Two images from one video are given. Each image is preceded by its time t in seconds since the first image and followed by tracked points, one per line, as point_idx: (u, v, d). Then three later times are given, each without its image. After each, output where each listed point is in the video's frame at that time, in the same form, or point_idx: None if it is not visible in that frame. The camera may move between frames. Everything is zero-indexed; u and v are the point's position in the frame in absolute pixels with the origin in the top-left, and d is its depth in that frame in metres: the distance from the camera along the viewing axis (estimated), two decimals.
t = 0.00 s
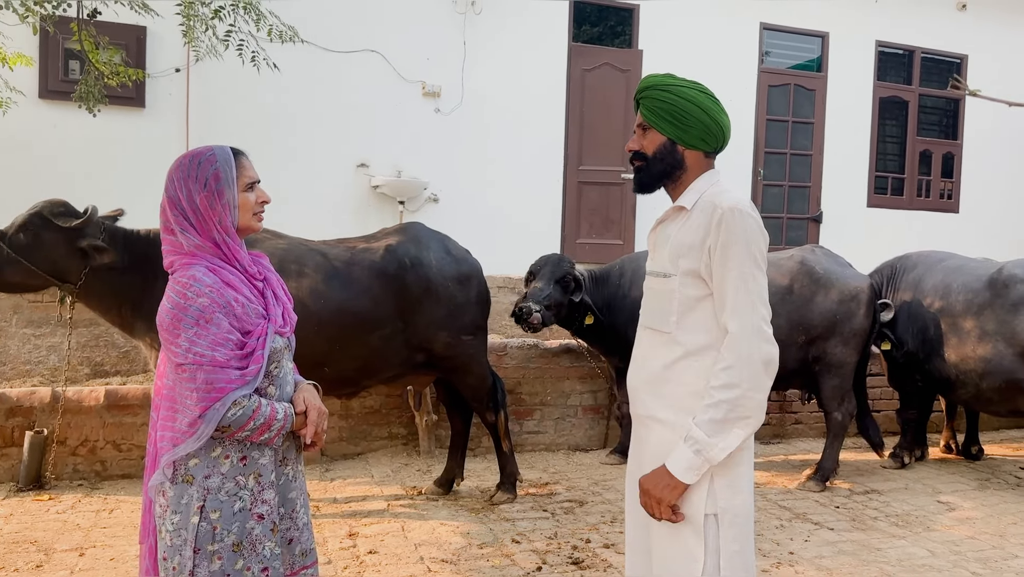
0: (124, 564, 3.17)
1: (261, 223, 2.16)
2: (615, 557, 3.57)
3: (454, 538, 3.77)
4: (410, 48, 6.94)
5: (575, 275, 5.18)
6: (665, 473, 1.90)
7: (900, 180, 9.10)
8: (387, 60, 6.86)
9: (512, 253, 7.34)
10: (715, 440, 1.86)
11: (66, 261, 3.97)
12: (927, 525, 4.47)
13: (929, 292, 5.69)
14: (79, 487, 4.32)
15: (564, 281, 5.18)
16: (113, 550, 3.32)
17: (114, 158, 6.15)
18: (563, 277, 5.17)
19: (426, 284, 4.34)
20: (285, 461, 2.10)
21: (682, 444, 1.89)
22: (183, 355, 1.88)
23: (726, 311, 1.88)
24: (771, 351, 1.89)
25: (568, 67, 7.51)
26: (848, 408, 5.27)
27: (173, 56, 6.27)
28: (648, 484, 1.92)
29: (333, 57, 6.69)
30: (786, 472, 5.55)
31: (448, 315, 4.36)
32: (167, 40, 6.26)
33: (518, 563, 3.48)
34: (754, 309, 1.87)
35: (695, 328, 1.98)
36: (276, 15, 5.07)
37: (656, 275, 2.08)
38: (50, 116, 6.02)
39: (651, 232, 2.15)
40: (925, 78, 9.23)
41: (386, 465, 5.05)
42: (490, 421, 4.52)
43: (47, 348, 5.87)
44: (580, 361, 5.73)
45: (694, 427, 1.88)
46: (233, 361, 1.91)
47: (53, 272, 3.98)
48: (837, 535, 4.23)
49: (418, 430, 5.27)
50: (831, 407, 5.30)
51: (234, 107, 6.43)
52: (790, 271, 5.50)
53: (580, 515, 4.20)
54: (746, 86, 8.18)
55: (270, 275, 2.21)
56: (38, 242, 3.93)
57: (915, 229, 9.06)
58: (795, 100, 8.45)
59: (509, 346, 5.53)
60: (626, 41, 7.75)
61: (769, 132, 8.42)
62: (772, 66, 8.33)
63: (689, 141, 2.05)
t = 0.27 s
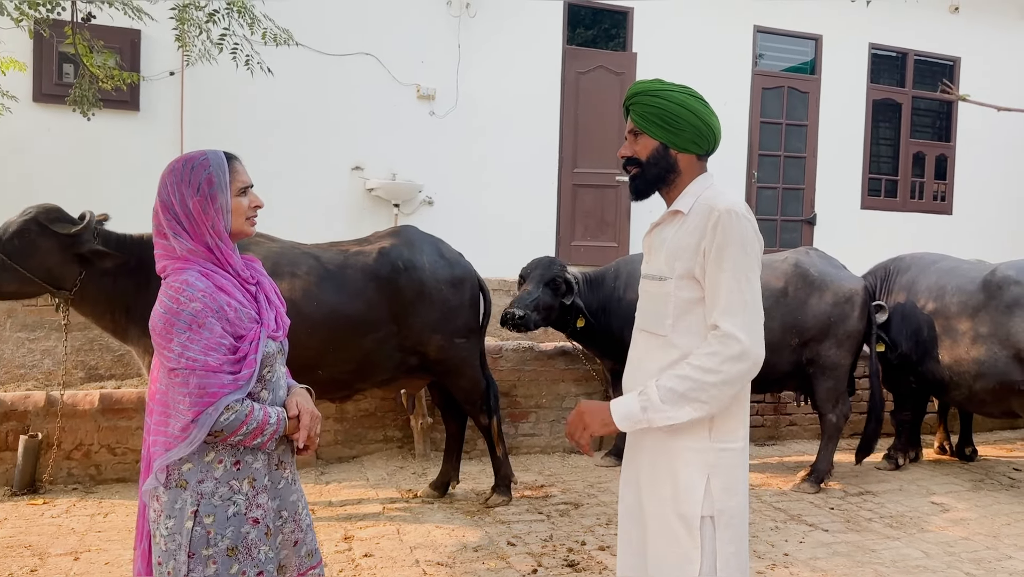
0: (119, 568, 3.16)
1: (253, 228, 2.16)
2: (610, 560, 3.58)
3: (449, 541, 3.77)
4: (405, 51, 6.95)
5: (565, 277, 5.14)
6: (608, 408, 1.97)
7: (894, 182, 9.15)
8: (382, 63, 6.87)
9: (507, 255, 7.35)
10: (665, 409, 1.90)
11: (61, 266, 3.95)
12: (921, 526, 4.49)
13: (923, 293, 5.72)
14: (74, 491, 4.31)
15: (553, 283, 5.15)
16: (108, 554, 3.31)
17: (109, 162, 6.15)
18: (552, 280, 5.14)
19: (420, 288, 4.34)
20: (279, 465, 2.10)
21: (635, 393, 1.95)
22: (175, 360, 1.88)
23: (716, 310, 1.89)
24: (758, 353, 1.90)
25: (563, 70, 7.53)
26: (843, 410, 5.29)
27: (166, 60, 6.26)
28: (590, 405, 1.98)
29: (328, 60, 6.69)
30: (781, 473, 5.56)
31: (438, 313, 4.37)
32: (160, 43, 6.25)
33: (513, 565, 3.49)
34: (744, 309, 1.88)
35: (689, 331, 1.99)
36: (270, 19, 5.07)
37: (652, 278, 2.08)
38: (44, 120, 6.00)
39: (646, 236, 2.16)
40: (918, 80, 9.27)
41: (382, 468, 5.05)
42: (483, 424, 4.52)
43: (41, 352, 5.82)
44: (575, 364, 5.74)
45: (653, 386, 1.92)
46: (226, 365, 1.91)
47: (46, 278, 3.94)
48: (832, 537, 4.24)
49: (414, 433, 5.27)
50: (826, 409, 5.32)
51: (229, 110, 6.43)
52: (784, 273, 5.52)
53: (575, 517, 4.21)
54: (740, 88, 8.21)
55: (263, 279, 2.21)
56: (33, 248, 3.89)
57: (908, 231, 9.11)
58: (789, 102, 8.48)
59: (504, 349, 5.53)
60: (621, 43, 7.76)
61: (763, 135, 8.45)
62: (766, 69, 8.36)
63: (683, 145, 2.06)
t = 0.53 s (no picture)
0: (116, 570, 3.16)
1: (249, 230, 2.16)
2: (607, 561, 3.58)
3: (447, 542, 3.77)
4: (402, 52, 6.95)
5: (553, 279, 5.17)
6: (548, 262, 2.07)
7: (890, 184, 9.18)
8: (378, 65, 6.87)
9: (503, 258, 7.35)
10: (576, 311, 1.99)
11: (60, 269, 3.95)
12: (917, 526, 4.50)
13: (920, 294, 5.74)
14: (70, 494, 4.30)
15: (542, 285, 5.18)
16: (105, 556, 3.30)
17: (105, 164, 6.14)
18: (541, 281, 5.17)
19: (414, 293, 4.40)
20: (277, 467, 2.08)
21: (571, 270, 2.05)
22: (169, 362, 1.88)
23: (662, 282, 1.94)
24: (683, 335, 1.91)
25: (560, 72, 7.53)
26: (840, 411, 5.31)
27: (162, 62, 6.25)
28: (543, 257, 2.08)
29: (325, 62, 6.69)
30: (777, 474, 5.57)
31: (435, 319, 4.44)
32: (156, 45, 6.24)
33: (510, 567, 3.49)
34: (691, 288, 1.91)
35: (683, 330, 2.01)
36: (267, 21, 5.06)
37: (646, 277, 2.12)
38: (40, 121, 6.00)
39: (644, 236, 2.17)
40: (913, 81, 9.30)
41: (378, 470, 5.05)
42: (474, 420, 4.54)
43: (37, 354, 5.75)
44: (572, 365, 5.74)
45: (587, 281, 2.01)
46: (221, 367, 1.91)
47: (45, 280, 3.94)
48: (829, 537, 4.25)
49: (410, 435, 5.27)
50: (823, 410, 5.34)
51: (225, 112, 6.42)
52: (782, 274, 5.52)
53: (572, 519, 4.21)
54: (736, 90, 8.22)
55: (258, 281, 2.21)
56: (34, 251, 3.91)
57: (904, 232, 9.13)
58: (785, 103, 8.50)
59: (502, 350, 5.53)
60: (617, 45, 7.77)
61: (759, 136, 8.46)
62: (762, 70, 8.38)
63: (679, 146, 2.07)
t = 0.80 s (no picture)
0: (114, 572, 3.15)
1: (246, 232, 2.15)
2: (607, 562, 3.58)
3: (446, 544, 3.76)
4: (401, 53, 6.96)
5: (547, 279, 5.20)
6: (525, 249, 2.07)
7: (889, 184, 9.18)
8: (378, 66, 6.87)
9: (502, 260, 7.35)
10: (551, 296, 1.97)
11: (47, 276, 3.89)
12: (917, 527, 4.50)
13: (918, 294, 5.73)
14: (69, 495, 4.30)
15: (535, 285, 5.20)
16: (103, 558, 3.30)
17: (103, 165, 6.14)
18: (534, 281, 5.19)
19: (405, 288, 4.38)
20: (274, 470, 2.09)
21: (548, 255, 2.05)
22: (166, 365, 1.87)
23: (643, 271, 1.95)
24: (657, 322, 1.92)
25: (559, 72, 7.53)
26: (839, 412, 5.30)
27: (161, 62, 6.25)
28: (523, 243, 2.07)
29: (324, 63, 6.69)
30: (777, 475, 5.57)
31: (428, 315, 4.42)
32: (155, 46, 6.24)
33: (510, 568, 3.48)
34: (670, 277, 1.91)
35: (680, 330, 2.00)
36: (266, 22, 5.06)
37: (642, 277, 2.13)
38: (39, 122, 6.00)
39: (642, 237, 2.17)
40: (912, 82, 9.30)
41: (378, 471, 5.05)
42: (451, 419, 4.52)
43: (35, 356, 5.50)
44: (572, 366, 5.74)
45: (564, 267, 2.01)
46: (218, 370, 1.91)
47: (31, 288, 3.86)
48: (829, 538, 4.24)
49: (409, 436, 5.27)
50: (822, 411, 5.34)
51: (224, 113, 6.42)
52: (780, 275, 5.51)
53: (572, 520, 4.21)
54: (735, 90, 8.22)
55: (255, 282, 2.20)
56: (20, 258, 3.81)
57: (904, 233, 9.14)
58: (784, 104, 8.51)
59: (502, 350, 5.52)
60: (616, 45, 7.76)
61: (758, 137, 8.47)
62: (761, 71, 8.38)
63: (677, 146, 2.07)
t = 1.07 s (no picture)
0: (115, 572, 3.15)
1: (246, 232, 2.15)
2: (608, 563, 3.57)
3: (447, 544, 3.76)
4: (401, 54, 6.95)
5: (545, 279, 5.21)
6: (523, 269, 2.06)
7: (890, 185, 9.17)
8: (379, 66, 6.86)
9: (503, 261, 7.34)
10: (552, 314, 1.97)
11: (37, 279, 3.88)
12: (918, 528, 4.49)
13: (919, 295, 5.72)
14: (69, 496, 4.30)
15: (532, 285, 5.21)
16: (104, 558, 3.29)
17: (104, 165, 6.14)
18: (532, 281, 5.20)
19: (396, 288, 4.36)
20: (273, 471, 2.08)
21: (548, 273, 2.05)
22: (166, 366, 1.87)
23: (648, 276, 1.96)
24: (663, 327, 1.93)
25: (559, 73, 7.53)
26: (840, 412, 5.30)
27: (162, 63, 6.25)
28: (515, 266, 2.08)
29: (325, 63, 6.69)
30: (778, 476, 5.56)
31: (416, 309, 4.40)
32: (156, 46, 6.24)
33: (510, 569, 3.48)
34: (674, 282, 1.91)
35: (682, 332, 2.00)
36: (267, 23, 5.05)
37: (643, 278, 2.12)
38: (39, 123, 6.00)
39: (644, 238, 2.17)
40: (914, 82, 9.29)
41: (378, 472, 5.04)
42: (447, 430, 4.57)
43: (36, 356, 5.52)
44: (572, 367, 5.73)
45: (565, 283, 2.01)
46: (217, 371, 1.91)
47: (22, 291, 3.86)
48: (830, 539, 4.23)
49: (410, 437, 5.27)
50: (823, 411, 5.33)
51: (225, 114, 6.42)
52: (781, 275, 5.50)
53: (573, 521, 4.20)
54: (735, 91, 8.22)
55: (255, 282, 2.20)
56: (9, 262, 3.81)
57: (905, 233, 9.13)
58: (785, 104, 8.50)
59: (502, 351, 5.52)
60: (618, 45, 7.76)
61: (759, 137, 8.46)
62: (762, 71, 8.37)
63: (677, 146, 2.06)
